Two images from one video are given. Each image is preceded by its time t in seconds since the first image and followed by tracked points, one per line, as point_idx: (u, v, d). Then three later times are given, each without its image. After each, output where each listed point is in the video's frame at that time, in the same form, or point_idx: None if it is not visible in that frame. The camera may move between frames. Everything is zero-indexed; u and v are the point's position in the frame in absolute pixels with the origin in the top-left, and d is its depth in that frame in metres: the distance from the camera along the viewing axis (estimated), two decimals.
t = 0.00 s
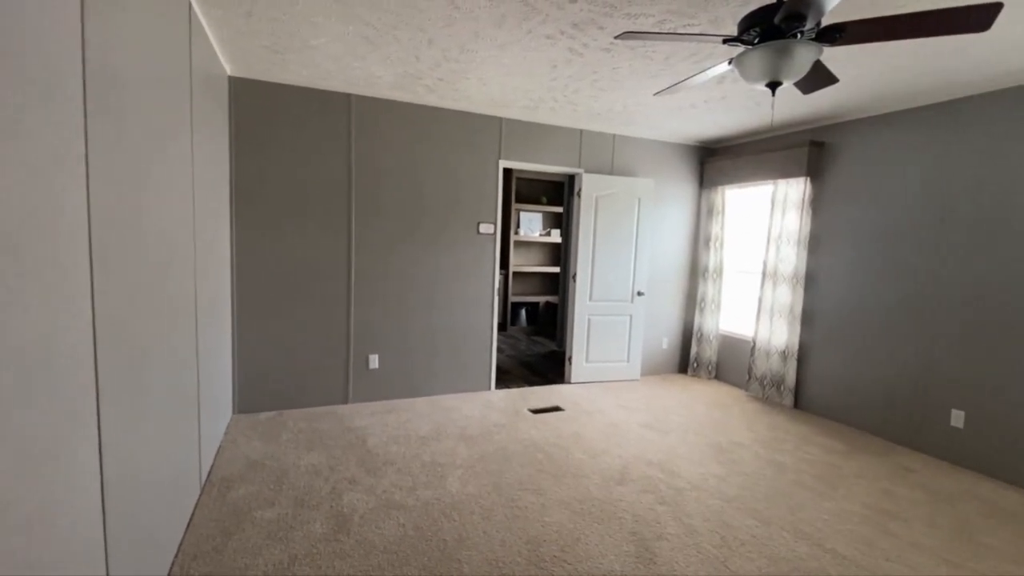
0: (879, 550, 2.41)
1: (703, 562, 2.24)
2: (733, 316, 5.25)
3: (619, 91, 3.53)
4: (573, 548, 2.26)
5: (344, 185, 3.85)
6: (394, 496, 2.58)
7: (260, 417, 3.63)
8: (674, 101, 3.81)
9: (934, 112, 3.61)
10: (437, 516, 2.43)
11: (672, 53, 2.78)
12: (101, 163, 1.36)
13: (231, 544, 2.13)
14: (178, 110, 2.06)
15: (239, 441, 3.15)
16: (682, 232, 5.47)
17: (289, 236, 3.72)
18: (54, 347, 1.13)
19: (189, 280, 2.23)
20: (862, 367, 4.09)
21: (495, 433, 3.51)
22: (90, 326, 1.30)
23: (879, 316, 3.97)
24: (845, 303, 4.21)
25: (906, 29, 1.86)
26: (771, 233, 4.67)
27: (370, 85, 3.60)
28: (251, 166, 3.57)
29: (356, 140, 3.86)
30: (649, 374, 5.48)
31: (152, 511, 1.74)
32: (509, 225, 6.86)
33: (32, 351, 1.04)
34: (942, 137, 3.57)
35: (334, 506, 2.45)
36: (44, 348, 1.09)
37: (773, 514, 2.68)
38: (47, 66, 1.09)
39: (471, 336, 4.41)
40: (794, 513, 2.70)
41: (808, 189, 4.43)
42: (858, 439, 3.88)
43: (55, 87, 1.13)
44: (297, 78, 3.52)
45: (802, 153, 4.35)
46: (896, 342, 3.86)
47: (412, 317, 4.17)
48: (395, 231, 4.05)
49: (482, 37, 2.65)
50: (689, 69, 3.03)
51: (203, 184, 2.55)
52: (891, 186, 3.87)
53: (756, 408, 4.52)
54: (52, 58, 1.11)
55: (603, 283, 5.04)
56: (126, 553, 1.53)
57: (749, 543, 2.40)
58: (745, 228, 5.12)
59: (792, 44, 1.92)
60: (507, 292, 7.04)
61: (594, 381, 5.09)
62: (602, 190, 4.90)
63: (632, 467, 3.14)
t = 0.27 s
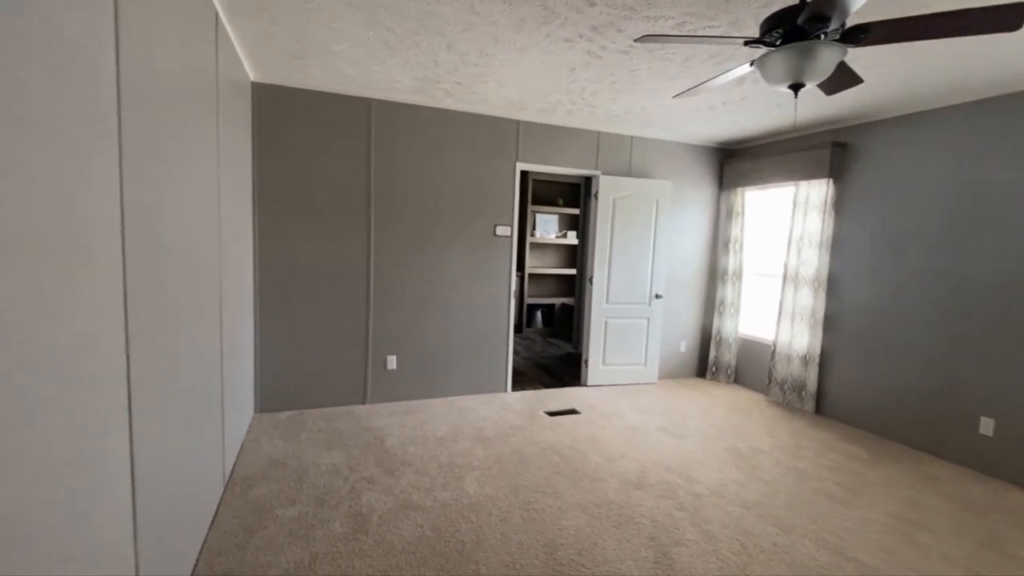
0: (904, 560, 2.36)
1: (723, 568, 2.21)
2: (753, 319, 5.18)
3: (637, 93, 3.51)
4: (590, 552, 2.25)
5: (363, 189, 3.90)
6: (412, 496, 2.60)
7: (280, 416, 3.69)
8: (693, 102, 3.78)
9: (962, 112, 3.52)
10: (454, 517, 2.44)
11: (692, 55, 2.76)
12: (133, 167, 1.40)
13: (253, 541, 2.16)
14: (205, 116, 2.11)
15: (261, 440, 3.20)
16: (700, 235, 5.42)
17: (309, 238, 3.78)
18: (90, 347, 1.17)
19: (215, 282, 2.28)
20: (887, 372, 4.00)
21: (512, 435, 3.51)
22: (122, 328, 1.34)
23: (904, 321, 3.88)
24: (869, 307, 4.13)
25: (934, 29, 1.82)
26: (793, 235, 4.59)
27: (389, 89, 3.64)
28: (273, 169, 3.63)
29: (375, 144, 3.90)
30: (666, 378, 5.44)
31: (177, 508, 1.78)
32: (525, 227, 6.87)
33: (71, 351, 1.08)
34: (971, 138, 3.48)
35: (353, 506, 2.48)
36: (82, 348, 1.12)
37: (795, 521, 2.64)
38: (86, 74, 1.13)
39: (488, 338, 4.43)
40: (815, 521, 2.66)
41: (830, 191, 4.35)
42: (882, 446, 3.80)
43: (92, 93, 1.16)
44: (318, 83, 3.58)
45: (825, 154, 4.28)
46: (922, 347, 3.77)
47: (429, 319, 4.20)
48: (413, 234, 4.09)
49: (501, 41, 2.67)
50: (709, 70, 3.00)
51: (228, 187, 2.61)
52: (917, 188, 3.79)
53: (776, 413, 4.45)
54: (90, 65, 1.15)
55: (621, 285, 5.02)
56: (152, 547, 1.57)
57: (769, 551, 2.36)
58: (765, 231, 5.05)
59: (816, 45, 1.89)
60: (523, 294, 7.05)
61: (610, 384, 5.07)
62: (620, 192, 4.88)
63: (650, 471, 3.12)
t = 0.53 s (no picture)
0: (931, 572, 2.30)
1: None
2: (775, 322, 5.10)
3: (656, 94, 3.49)
4: (607, 557, 2.24)
5: (382, 191, 3.94)
6: (429, 497, 2.63)
7: (301, 415, 3.75)
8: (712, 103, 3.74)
9: (993, 111, 3.42)
10: (471, 519, 2.45)
11: (711, 56, 2.73)
12: (160, 173, 1.44)
13: (274, 538, 2.21)
14: (230, 122, 2.16)
15: (282, 439, 3.26)
16: (720, 237, 5.35)
17: (329, 240, 3.84)
18: (117, 349, 1.20)
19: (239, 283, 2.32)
20: (913, 378, 3.90)
21: (528, 437, 3.51)
22: (149, 329, 1.38)
23: (932, 325, 3.78)
24: (895, 311, 4.03)
25: (965, 28, 1.77)
26: (816, 237, 4.51)
27: (408, 93, 3.68)
28: (295, 172, 3.70)
29: (394, 147, 3.95)
30: (685, 381, 5.38)
31: (202, 504, 1.82)
32: (543, 228, 6.86)
33: (99, 353, 1.11)
34: (1002, 137, 3.38)
35: (372, 505, 2.51)
36: (108, 349, 1.15)
37: (816, 530, 2.59)
38: (115, 83, 1.17)
39: (505, 340, 4.44)
40: (838, 530, 2.60)
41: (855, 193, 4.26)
42: (908, 454, 3.70)
43: (120, 101, 1.20)
44: (339, 88, 3.63)
45: (849, 155, 4.20)
46: (950, 353, 3.67)
47: (447, 320, 4.22)
48: (431, 236, 4.12)
49: (520, 45, 2.68)
50: (729, 71, 2.97)
51: (252, 191, 2.67)
52: (945, 189, 3.69)
53: (798, 418, 4.37)
54: (119, 75, 1.18)
55: (639, 288, 4.98)
56: (178, 542, 1.61)
57: (790, 559, 2.32)
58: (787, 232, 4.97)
59: (840, 45, 1.86)
60: (540, 295, 7.04)
61: (628, 386, 5.03)
62: (638, 194, 4.85)
63: (667, 476, 3.09)
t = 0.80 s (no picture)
0: None
1: None
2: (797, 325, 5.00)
3: (675, 94, 3.45)
4: (624, 560, 2.22)
5: (401, 193, 3.97)
6: (446, 497, 2.64)
7: (321, 414, 3.80)
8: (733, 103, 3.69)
9: None
10: (488, 519, 2.46)
11: (733, 55, 2.69)
12: (185, 175, 1.47)
13: (294, 534, 2.24)
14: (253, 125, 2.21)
15: (301, 437, 3.31)
16: (741, 238, 5.27)
17: (349, 241, 3.88)
18: (140, 349, 1.22)
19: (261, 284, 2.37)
20: (942, 383, 3.79)
21: (545, 439, 3.50)
22: (174, 327, 1.41)
23: (962, 329, 3.67)
24: (923, 314, 3.92)
25: (998, 22, 1.72)
26: (840, 239, 4.41)
27: (427, 95, 3.70)
28: (316, 174, 3.75)
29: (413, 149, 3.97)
30: (704, 384, 5.31)
31: (224, 499, 1.86)
32: (560, 229, 6.85)
33: (123, 352, 1.13)
34: None
35: (389, 504, 2.53)
36: (132, 349, 1.18)
37: (840, 538, 2.53)
38: (140, 87, 1.19)
39: (522, 341, 4.43)
40: (862, 538, 2.54)
41: (881, 193, 4.15)
42: (937, 461, 3.60)
43: (146, 105, 1.23)
44: (359, 90, 3.67)
45: (874, 154, 4.10)
46: (981, 358, 3.55)
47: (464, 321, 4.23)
48: (449, 237, 4.13)
49: (538, 46, 2.68)
50: (751, 70, 2.92)
51: (274, 193, 2.71)
52: (977, 189, 3.58)
53: (821, 423, 4.29)
54: (145, 80, 1.21)
55: (657, 289, 4.94)
56: (201, 537, 1.64)
57: (813, 567, 2.28)
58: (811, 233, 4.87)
59: (866, 41, 1.82)
60: (557, 296, 7.02)
61: (646, 389, 4.99)
62: (657, 195, 4.80)
63: (686, 480, 3.06)
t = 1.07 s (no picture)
0: None
1: None
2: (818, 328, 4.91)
3: (692, 94, 3.42)
4: (640, 564, 2.21)
5: (418, 194, 4.00)
6: (462, 497, 2.64)
7: (339, 413, 3.84)
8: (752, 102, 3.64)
9: None
10: (503, 520, 2.46)
11: (752, 53, 2.66)
12: (208, 178, 1.50)
13: (312, 531, 2.27)
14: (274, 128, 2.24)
15: (320, 435, 3.35)
16: (761, 238, 5.20)
17: (366, 242, 3.92)
18: (164, 347, 1.25)
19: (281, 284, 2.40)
20: (969, 388, 3.69)
21: (561, 440, 3.49)
22: (197, 327, 1.45)
23: (991, 333, 3.57)
24: (950, 317, 3.82)
25: None
26: (863, 240, 4.32)
27: (444, 97, 3.72)
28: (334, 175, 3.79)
29: (429, 150, 4.00)
30: (722, 387, 5.24)
31: (244, 495, 1.89)
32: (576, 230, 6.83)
33: (148, 351, 1.16)
34: None
35: (405, 503, 2.55)
36: (157, 347, 1.21)
37: (862, 545, 2.48)
38: (165, 92, 1.22)
39: (538, 342, 4.43)
40: (886, 546, 2.49)
41: (905, 193, 4.06)
42: (964, 468, 3.50)
43: (171, 109, 1.26)
44: (377, 93, 3.71)
45: (898, 154, 4.01)
46: (1010, 362, 3.45)
47: (480, 322, 4.25)
48: (465, 238, 4.15)
49: (555, 47, 2.68)
50: (771, 69, 2.88)
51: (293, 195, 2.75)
52: (1006, 189, 3.48)
53: (843, 428, 4.20)
54: (169, 83, 1.24)
55: (674, 291, 4.89)
56: (222, 532, 1.67)
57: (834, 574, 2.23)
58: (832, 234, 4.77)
59: (891, 38, 1.78)
60: (572, 297, 7.00)
61: (662, 391, 4.94)
62: (674, 195, 4.76)
63: (703, 483, 3.02)
